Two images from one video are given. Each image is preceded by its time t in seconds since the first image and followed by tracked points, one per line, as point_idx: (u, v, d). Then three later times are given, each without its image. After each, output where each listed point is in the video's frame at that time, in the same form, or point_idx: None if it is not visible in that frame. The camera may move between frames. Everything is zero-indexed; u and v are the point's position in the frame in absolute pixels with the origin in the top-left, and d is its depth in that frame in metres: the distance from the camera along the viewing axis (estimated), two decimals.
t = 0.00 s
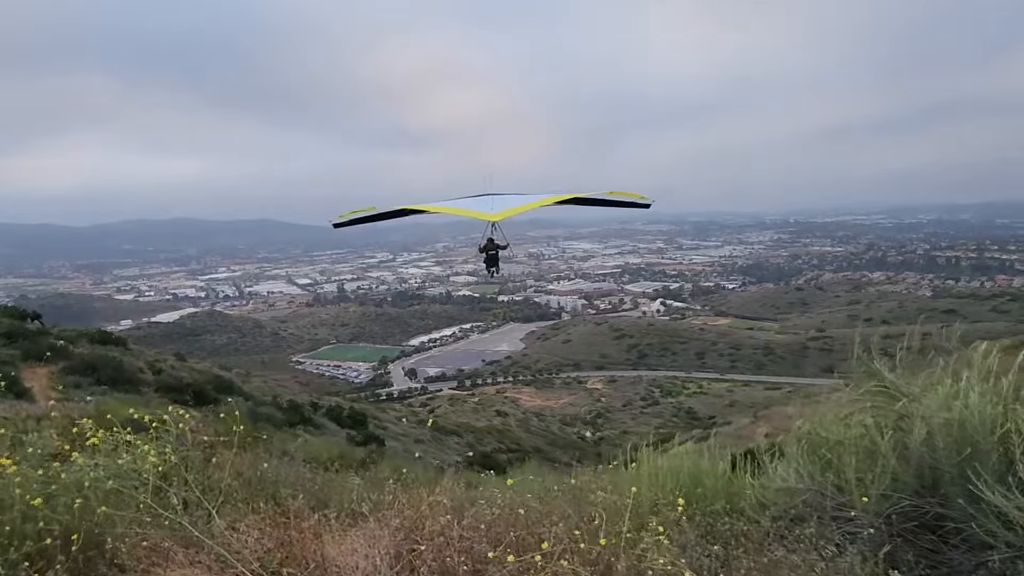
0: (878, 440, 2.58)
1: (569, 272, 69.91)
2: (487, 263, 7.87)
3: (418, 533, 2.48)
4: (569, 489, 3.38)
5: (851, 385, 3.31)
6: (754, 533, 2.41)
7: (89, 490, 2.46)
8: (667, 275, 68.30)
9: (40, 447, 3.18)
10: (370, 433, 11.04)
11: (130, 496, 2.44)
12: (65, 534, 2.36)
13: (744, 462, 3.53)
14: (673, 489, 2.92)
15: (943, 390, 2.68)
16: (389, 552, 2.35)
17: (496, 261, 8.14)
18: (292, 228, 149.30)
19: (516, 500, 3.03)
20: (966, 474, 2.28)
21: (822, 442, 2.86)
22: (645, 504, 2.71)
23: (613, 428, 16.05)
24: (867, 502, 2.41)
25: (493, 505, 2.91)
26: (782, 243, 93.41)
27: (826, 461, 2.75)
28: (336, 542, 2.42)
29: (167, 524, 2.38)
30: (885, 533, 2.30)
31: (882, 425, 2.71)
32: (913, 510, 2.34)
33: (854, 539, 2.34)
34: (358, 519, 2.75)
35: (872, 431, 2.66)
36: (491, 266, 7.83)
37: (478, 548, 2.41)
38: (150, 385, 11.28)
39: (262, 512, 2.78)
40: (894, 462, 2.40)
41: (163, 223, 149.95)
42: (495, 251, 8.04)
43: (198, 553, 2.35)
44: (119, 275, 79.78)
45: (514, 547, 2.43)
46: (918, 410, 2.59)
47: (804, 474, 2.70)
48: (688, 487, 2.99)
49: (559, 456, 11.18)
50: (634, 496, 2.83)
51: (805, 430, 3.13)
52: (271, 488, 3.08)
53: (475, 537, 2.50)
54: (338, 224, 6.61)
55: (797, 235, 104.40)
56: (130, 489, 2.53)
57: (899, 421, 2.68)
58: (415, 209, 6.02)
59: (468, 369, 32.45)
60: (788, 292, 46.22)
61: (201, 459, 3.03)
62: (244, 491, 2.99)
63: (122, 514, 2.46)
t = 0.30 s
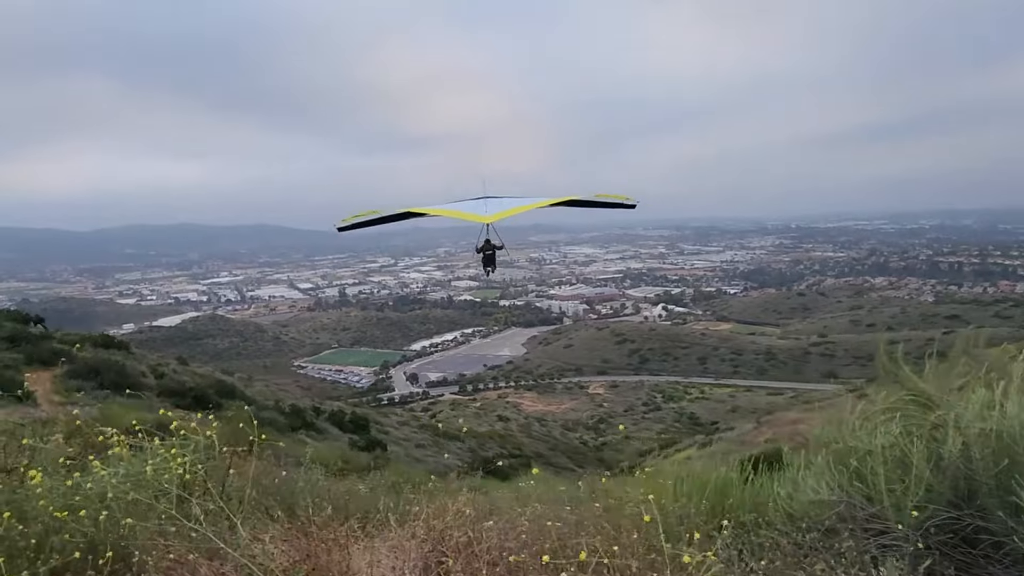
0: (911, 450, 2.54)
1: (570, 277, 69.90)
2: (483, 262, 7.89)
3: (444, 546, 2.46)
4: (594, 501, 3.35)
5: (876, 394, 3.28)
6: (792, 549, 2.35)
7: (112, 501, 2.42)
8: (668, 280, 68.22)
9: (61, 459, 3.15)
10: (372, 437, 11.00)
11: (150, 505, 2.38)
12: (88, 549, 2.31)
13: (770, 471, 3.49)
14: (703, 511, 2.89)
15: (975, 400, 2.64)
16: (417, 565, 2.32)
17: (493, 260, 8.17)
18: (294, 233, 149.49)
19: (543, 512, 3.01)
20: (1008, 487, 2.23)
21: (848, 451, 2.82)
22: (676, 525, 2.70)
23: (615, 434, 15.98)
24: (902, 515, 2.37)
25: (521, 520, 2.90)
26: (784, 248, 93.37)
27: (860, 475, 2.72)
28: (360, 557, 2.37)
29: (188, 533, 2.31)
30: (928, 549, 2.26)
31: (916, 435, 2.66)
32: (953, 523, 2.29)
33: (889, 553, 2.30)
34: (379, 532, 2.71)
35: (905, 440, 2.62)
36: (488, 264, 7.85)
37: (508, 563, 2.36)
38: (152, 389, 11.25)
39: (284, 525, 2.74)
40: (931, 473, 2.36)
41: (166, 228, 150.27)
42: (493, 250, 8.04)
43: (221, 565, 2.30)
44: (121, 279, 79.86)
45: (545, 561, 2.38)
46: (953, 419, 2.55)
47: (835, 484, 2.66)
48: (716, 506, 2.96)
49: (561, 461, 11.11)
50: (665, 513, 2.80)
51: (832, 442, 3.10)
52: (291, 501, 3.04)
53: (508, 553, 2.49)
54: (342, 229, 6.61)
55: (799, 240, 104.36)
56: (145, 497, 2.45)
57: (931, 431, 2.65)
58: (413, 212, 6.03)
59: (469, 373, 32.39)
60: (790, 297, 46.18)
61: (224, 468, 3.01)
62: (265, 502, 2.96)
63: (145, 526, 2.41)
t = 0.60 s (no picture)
0: (951, 456, 2.54)
1: (578, 282, 69.78)
2: (490, 262, 7.90)
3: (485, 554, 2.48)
4: (625, 510, 3.34)
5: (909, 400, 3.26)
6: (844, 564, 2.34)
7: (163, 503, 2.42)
8: (677, 285, 67.99)
9: (94, 465, 3.14)
10: (381, 442, 10.98)
11: (199, 507, 2.41)
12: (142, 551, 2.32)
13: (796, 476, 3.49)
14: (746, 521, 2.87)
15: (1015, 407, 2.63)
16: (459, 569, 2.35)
17: (497, 261, 8.19)
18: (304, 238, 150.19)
19: (578, 525, 3.03)
20: None
21: (883, 459, 2.82)
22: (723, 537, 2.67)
23: (624, 439, 15.90)
24: (945, 522, 2.37)
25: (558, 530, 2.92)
26: (793, 253, 92.79)
27: (892, 483, 2.70)
28: (398, 557, 2.44)
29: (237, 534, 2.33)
30: (977, 556, 2.27)
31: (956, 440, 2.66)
32: (998, 530, 2.29)
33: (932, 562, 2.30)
34: (413, 534, 2.79)
35: (945, 445, 2.61)
36: (493, 265, 7.87)
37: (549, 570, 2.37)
38: (164, 392, 11.28)
39: (324, 527, 2.79)
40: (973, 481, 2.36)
41: (176, 233, 151.30)
42: (498, 251, 8.06)
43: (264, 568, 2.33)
44: (132, 283, 80.40)
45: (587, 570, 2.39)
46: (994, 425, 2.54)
47: (875, 493, 2.65)
48: (752, 516, 2.96)
49: (570, 466, 11.05)
50: (713, 526, 2.76)
51: (864, 448, 3.10)
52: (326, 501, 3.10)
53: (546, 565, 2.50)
54: (353, 233, 6.63)
55: (809, 244, 103.71)
56: (194, 500, 2.45)
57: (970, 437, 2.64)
58: (419, 216, 6.05)
59: (478, 378, 32.35)
60: (800, 302, 45.90)
61: (262, 470, 3.05)
62: (302, 503, 3.01)
63: (195, 528, 2.42)
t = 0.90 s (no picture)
0: (990, 466, 2.62)
1: (593, 288, 69.64)
2: (498, 262, 8.04)
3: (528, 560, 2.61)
4: (650, 515, 3.41)
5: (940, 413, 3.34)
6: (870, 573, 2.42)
7: (215, 505, 2.53)
8: (693, 290, 67.59)
9: (140, 464, 3.25)
10: (396, 446, 11.05)
11: (248, 508, 2.51)
12: (197, 551, 2.43)
13: (819, 486, 3.55)
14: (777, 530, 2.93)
15: None
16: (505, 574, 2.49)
17: (505, 261, 8.26)
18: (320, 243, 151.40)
19: (604, 534, 3.13)
20: None
21: (920, 466, 2.91)
22: (756, 549, 2.73)
23: (639, 445, 15.85)
24: (987, 534, 2.46)
25: (589, 541, 3.02)
26: (811, 258, 91.84)
27: (928, 491, 2.78)
28: (441, 557, 2.68)
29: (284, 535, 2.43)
30: (997, 561, 2.35)
31: (994, 450, 2.73)
32: None
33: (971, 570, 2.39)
34: (453, 538, 2.96)
35: (983, 456, 2.69)
36: (503, 265, 7.99)
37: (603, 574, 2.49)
38: (185, 395, 11.42)
39: (367, 527, 2.96)
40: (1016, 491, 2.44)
41: (196, 239, 153.41)
42: (507, 252, 8.17)
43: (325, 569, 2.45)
44: (152, 288, 81.57)
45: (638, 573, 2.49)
46: None
47: (913, 502, 2.73)
48: (787, 521, 3.03)
49: (585, 472, 11.05)
50: (742, 532, 2.87)
51: (897, 455, 3.17)
52: (363, 499, 3.23)
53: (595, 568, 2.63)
54: (369, 235, 6.72)
55: (828, 250, 102.45)
56: (242, 502, 2.57)
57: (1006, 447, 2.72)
58: (430, 219, 6.14)
59: (492, 383, 32.39)
60: (818, 308, 45.42)
61: (302, 472, 3.16)
62: (344, 504, 3.13)
63: (244, 529, 2.54)
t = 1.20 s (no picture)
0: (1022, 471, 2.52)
1: (610, 292, 69.39)
2: (507, 260, 8.15)
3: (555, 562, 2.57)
4: (680, 518, 3.36)
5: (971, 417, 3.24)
6: None
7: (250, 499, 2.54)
8: (712, 295, 67.01)
9: (171, 461, 3.26)
10: (413, 449, 11.05)
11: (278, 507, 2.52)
12: (231, 546, 2.41)
13: (843, 492, 3.54)
14: (807, 537, 2.91)
15: None
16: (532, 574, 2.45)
17: (514, 259, 8.31)
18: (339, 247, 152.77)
19: (635, 539, 3.08)
20: None
21: (950, 470, 2.82)
22: (793, 556, 2.70)
23: (656, 451, 15.65)
24: None
25: (616, 545, 2.98)
26: (832, 263, 90.65)
27: (960, 496, 2.70)
28: (467, 556, 2.62)
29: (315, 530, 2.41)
30: None
31: None
32: None
33: None
34: (480, 539, 2.93)
35: (1014, 459, 2.58)
36: (512, 262, 8.07)
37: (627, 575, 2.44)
38: (206, 397, 11.54)
39: (394, 525, 2.93)
40: None
41: (217, 243, 155.53)
42: (516, 248, 8.27)
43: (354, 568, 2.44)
44: (174, 291, 82.75)
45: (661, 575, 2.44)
46: None
47: (946, 507, 2.66)
48: (820, 532, 2.97)
49: (602, 477, 10.91)
50: (770, 534, 2.91)
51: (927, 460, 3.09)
52: (390, 496, 3.21)
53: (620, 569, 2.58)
54: (386, 233, 6.71)
55: (850, 255, 100.96)
56: (271, 501, 2.59)
57: None
58: (442, 219, 6.14)
59: (509, 387, 32.31)
60: (839, 313, 44.76)
61: (329, 469, 3.15)
62: (372, 502, 3.12)
63: (276, 523, 2.54)
